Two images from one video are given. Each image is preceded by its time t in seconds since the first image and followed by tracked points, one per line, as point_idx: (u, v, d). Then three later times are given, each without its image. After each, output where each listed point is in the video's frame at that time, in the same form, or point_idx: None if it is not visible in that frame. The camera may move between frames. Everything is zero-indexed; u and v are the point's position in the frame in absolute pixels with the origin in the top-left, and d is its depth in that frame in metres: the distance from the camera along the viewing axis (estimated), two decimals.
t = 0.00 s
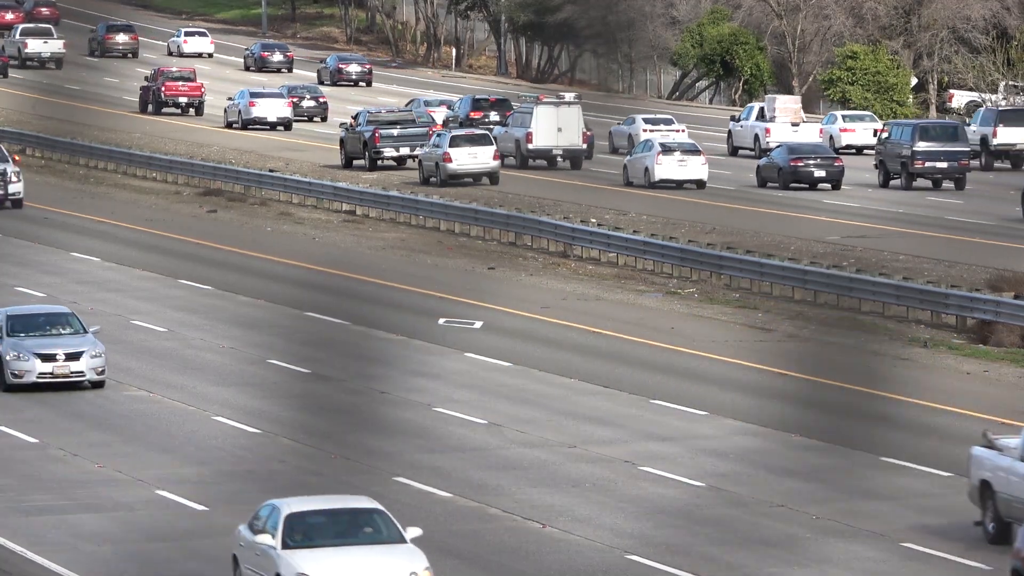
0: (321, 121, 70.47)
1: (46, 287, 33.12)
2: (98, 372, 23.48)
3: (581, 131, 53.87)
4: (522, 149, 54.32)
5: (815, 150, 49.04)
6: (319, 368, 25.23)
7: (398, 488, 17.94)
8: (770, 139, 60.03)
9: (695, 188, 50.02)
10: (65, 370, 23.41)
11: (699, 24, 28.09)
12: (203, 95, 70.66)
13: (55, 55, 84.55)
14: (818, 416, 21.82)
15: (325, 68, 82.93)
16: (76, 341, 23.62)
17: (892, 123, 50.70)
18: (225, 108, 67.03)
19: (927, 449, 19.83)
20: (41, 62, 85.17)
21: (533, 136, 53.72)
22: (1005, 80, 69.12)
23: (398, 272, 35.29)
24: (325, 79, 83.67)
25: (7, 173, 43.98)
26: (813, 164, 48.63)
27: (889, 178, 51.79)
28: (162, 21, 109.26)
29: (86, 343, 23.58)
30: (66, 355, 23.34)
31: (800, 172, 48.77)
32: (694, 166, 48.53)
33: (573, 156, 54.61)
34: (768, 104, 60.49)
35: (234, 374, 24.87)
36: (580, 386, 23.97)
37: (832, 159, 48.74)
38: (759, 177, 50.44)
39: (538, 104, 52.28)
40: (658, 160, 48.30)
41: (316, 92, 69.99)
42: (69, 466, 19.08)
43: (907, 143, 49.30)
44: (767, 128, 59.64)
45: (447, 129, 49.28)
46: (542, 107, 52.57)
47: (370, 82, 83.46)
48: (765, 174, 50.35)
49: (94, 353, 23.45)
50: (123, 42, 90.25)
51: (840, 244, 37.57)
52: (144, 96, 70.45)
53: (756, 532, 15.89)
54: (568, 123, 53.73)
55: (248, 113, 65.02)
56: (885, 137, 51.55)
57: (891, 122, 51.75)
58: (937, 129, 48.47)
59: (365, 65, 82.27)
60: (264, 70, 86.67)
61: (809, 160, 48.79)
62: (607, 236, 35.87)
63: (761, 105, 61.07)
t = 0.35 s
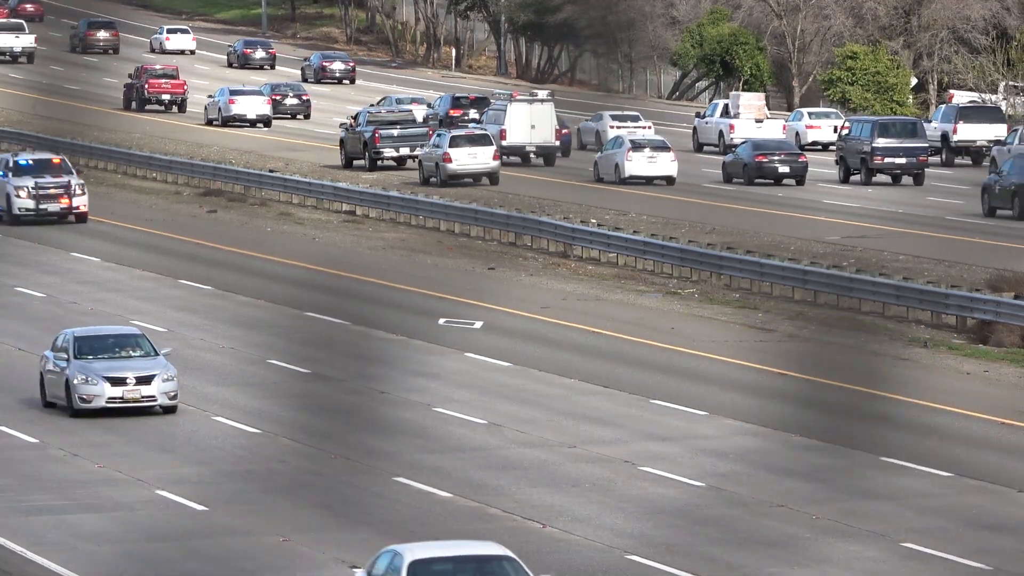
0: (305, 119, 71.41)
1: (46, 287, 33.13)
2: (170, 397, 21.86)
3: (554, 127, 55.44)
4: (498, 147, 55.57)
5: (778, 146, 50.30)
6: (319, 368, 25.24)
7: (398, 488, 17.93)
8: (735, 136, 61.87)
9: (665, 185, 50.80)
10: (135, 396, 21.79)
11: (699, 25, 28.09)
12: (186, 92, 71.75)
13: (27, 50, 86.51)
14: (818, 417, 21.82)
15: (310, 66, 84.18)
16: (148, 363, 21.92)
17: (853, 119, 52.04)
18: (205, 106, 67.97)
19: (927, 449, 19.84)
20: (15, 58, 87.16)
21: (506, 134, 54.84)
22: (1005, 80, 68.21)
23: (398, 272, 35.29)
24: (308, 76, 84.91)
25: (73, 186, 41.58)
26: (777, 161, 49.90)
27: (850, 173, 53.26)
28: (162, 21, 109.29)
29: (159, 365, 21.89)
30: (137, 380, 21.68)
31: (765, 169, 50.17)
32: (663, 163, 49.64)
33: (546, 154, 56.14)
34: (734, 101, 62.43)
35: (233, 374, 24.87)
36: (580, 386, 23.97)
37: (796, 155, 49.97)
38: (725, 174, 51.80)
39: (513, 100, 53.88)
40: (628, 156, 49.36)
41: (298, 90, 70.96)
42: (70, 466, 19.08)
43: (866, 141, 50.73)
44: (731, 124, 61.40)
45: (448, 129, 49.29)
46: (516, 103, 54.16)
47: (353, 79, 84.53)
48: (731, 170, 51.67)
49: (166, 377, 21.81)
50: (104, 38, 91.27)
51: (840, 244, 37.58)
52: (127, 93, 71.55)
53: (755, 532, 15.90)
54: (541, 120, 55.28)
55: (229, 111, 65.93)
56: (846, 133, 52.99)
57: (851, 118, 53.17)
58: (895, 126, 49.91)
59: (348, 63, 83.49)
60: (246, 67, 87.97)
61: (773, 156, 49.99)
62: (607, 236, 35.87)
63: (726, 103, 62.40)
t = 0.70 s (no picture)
0: (289, 116, 72.29)
1: (47, 287, 33.14)
2: (249, 425, 20.15)
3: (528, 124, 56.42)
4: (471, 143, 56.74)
5: (744, 142, 51.94)
6: (319, 367, 25.25)
7: (398, 488, 17.94)
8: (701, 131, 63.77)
9: (635, 179, 52.39)
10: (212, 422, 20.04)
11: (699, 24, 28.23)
12: (169, 90, 73.15)
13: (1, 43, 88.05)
14: (817, 417, 21.81)
15: (293, 63, 85.15)
16: (225, 389, 20.21)
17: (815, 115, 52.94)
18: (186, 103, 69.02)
19: (927, 449, 19.85)
20: None
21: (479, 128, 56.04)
22: (1005, 81, 66.68)
23: (398, 272, 35.29)
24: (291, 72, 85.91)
25: (142, 200, 38.94)
26: (743, 156, 51.63)
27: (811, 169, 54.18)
28: (162, 21, 109.30)
29: (237, 391, 20.18)
30: (214, 406, 19.96)
31: (731, 164, 51.71)
32: (633, 159, 51.04)
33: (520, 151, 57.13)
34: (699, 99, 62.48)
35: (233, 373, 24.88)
36: (580, 386, 23.97)
37: (762, 151, 51.58)
38: (691, 169, 52.73)
39: (487, 96, 55.01)
40: (598, 152, 50.72)
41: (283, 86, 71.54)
42: (69, 466, 19.09)
43: (828, 136, 51.67)
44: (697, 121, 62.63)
45: (447, 129, 49.27)
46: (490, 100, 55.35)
47: (337, 77, 85.55)
48: (697, 165, 52.65)
49: (245, 403, 20.10)
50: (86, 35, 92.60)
51: (840, 244, 37.57)
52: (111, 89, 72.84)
53: (756, 532, 15.90)
54: (514, 116, 56.28)
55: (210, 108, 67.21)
56: (808, 129, 53.91)
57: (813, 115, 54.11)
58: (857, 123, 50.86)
59: (332, 61, 84.68)
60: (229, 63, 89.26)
61: (739, 152, 51.73)
62: (607, 236, 35.86)
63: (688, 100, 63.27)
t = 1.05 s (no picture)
0: (273, 113, 73.19)
1: (47, 287, 33.12)
2: (337, 454, 18.42)
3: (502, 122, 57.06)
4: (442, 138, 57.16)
5: (712, 138, 52.49)
6: (319, 367, 25.24)
7: (398, 488, 17.94)
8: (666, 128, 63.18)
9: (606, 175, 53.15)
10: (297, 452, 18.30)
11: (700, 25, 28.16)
12: (152, 86, 73.95)
13: None
14: (817, 417, 21.79)
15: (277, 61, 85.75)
16: (311, 415, 18.47)
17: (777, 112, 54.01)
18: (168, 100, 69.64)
19: (927, 449, 19.85)
20: None
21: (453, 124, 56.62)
22: (1005, 80, 67.58)
23: (398, 272, 35.28)
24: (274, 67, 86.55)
25: (223, 216, 36.09)
26: (710, 152, 52.11)
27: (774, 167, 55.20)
28: (161, 21, 109.21)
29: (323, 417, 18.45)
30: (301, 434, 18.22)
31: (698, 159, 52.22)
32: (604, 156, 51.72)
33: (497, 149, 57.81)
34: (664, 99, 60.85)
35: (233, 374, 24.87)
36: (580, 386, 23.96)
37: (728, 147, 52.20)
38: (660, 165, 53.63)
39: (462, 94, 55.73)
40: (570, 149, 51.39)
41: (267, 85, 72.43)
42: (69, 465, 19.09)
43: (791, 133, 52.71)
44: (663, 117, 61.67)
45: (447, 129, 49.26)
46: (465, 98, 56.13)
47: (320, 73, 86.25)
48: (666, 161, 53.51)
49: (334, 431, 18.35)
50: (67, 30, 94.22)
51: (840, 244, 37.56)
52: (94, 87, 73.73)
53: (756, 532, 15.89)
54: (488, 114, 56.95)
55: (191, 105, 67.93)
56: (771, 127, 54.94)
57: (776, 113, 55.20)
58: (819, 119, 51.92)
59: (314, 58, 85.29)
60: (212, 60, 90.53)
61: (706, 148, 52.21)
62: (607, 236, 35.85)
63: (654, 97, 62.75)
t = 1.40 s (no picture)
0: (256, 110, 73.80)
1: (47, 287, 33.13)
2: (434, 487, 16.61)
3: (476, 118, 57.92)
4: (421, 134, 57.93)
5: (680, 134, 53.55)
6: (320, 367, 25.25)
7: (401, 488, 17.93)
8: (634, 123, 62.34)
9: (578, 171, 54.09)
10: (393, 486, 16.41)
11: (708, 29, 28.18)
12: (134, 83, 74.89)
13: None
14: (816, 417, 21.79)
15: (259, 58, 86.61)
16: (406, 446, 16.61)
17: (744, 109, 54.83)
18: (150, 97, 70.45)
19: (926, 449, 19.85)
20: None
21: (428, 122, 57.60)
22: (1005, 80, 67.77)
23: (398, 272, 35.29)
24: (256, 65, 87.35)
25: (310, 234, 33.45)
26: (679, 148, 53.23)
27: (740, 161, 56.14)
28: (161, 21, 109.18)
29: (419, 448, 16.59)
30: (396, 466, 16.33)
31: (666, 154, 53.34)
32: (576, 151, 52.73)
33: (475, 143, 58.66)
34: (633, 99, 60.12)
35: (233, 373, 24.88)
36: (579, 386, 23.96)
37: (696, 143, 53.45)
38: (629, 160, 54.67)
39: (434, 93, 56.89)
40: (541, 145, 52.51)
41: (252, 82, 73.11)
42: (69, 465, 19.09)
43: (756, 129, 53.62)
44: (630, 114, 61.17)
45: (447, 129, 49.31)
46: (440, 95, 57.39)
47: (301, 71, 86.82)
48: (635, 157, 54.52)
49: (430, 463, 16.53)
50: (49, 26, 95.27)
51: (840, 244, 37.57)
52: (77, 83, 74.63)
53: (755, 532, 15.89)
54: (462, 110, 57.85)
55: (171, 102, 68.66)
56: (736, 123, 55.81)
57: (740, 108, 55.98)
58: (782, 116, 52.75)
59: (297, 55, 85.76)
60: (195, 56, 91.73)
61: (675, 143, 53.38)
62: (607, 236, 35.84)
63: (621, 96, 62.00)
